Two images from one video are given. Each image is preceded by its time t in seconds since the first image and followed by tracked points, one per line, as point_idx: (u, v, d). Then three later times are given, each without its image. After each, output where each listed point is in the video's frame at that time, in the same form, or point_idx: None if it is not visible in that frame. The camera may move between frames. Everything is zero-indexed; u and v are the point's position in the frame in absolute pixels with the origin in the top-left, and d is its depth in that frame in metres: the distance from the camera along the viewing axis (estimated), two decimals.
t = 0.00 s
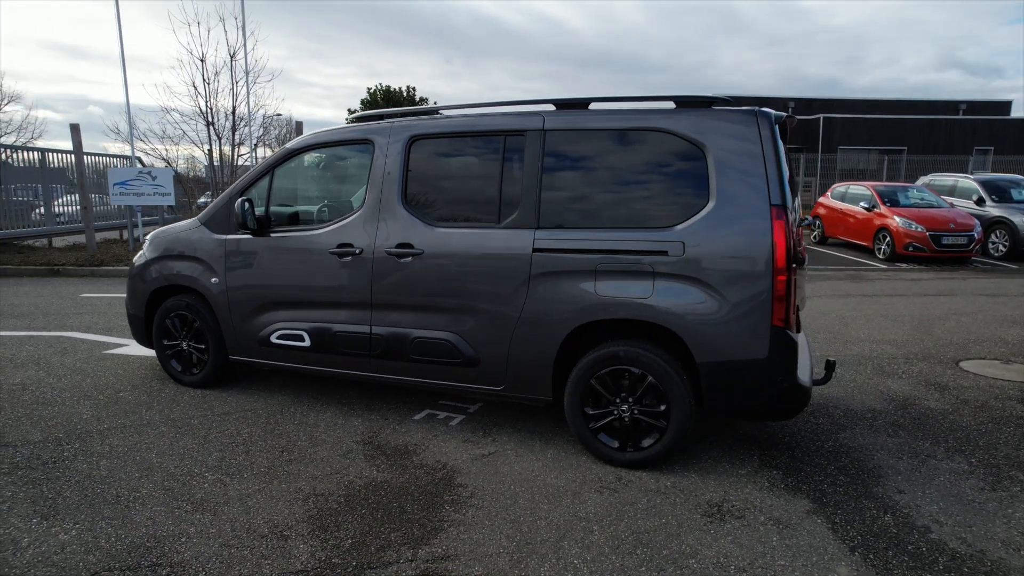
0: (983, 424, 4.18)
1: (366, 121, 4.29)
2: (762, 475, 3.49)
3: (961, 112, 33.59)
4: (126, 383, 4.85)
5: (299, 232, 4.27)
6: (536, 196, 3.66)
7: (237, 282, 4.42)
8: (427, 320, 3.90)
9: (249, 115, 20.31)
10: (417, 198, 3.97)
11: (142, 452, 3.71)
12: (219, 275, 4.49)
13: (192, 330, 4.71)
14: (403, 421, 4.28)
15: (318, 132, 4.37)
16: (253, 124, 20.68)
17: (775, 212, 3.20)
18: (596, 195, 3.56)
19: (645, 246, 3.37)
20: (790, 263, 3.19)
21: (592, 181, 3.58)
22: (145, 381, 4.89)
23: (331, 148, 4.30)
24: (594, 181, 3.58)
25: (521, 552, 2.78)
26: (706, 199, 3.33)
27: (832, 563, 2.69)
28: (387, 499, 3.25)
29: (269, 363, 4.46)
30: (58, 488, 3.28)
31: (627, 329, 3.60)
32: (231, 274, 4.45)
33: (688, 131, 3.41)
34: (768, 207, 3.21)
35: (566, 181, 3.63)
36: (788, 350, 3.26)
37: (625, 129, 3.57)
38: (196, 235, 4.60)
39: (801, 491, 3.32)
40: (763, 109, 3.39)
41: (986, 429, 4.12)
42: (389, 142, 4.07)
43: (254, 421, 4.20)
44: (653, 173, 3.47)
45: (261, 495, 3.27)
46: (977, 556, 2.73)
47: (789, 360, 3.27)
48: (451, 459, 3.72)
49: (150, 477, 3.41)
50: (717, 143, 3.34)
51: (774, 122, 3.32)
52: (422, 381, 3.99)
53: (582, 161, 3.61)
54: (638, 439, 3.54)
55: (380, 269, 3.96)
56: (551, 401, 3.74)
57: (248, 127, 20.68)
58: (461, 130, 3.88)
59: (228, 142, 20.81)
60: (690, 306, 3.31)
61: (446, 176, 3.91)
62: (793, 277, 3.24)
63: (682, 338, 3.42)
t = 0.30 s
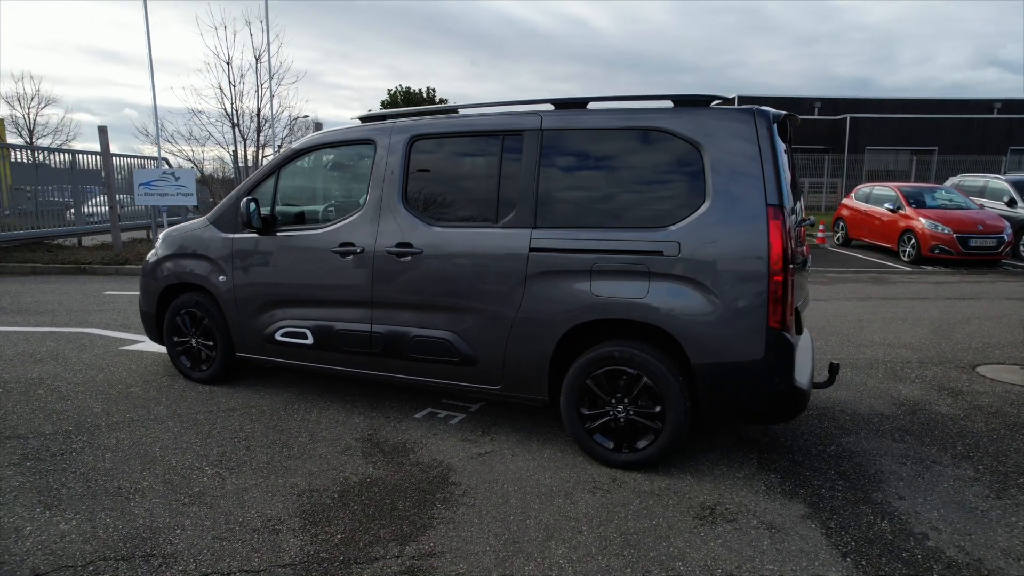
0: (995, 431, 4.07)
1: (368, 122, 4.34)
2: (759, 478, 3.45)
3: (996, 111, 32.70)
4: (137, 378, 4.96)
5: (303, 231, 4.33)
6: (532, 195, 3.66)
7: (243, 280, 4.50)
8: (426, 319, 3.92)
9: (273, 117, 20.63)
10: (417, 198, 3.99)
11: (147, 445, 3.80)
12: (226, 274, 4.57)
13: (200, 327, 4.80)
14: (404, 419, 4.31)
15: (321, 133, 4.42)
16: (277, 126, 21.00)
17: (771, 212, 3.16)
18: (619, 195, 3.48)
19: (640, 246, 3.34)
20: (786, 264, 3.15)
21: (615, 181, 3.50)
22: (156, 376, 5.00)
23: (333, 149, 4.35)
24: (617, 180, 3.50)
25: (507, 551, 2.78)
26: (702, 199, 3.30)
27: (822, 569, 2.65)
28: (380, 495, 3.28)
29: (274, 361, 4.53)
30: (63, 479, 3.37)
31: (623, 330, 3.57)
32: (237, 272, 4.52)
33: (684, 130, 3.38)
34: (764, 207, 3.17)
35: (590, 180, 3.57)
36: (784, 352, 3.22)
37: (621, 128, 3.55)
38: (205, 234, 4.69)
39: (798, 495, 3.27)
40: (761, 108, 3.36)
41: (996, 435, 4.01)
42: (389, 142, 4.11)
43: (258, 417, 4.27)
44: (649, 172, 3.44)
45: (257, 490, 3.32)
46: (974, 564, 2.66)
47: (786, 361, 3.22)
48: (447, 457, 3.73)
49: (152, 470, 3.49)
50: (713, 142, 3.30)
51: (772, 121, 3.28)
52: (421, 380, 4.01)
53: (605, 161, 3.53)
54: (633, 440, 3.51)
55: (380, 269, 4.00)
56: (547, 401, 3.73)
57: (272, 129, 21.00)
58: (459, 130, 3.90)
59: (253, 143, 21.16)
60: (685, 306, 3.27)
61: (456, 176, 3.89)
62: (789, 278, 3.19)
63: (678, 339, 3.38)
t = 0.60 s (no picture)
0: (1001, 436, 3.97)
1: (367, 123, 4.37)
2: (752, 481, 3.41)
3: None
4: (145, 375, 5.06)
5: (303, 231, 4.39)
6: (526, 196, 3.67)
7: (246, 279, 4.57)
8: (421, 319, 3.95)
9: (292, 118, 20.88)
10: (413, 198, 4.02)
11: (147, 441, 3.87)
12: (229, 273, 4.65)
13: (205, 325, 4.88)
14: (401, 418, 4.34)
15: (322, 134, 4.46)
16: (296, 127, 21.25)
17: (764, 212, 3.12)
18: (617, 195, 3.47)
19: (632, 247, 3.33)
20: (778, 264, 3.12)
21: (624, 181, 3.46)
22: (163, 373, 5.10)
23: (332, 149, 4.39)
24: (634, 180, 3.44)
25: (490, 550, 2.79)
26: (694, 199, 3.28)
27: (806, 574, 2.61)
28: (370, 493, 3.31)
29: (275, 359, 4.58)
30: (64, 472, 3.45)
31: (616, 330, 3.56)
32: (240, 271, 4.59)
33: (677, 130, 3.36)
34: (756, 207, 3.14)
35: (591, 180, 3.55)
36: (776, 354, 3.18)
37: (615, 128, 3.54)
38: (209, 234, 4.77)
39: (790, 499, 3.22)
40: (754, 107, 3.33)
41: (1002, 441, 3.92)
42: (387, 143, 4.14)
43: (258, 414, 4.33)
44: (642, 172, 3.43)
45: (250, 486, 3.37)
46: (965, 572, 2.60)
47: (777, 363, 3.19)
48: (440, 456, 3.75)
49: (150, 465, 3.56)
50: (706, 142, 3.28)
51: (766, 120, 3.25)
52: (417, 379, 4.04)
53: (606, 161, 3.51)
54: (625, 441, 3.49)
55: (377, 268, 4.03)
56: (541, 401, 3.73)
57: (291, 130, 21.26)
58: (455, 131, 3.92)
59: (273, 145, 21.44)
60: (676, 307, 3.25)
61: (452, 176, 3.91)
62: (782, 279, 3.16)
63: (669, 340, 3.36)
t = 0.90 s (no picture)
0: (1007, 443, 3.87)
1: (366, 123, 4.41)
2: (744, 485, 3.37)
3: None
4: (153, 371, 5.16)
5: (303, 230, 4.44)
6: (519, 196, 3.67)
7: (248, 278, 4.63)
8: (416, 318, 3.97)
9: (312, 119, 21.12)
10: (409, 198, 4.05)
11: (148, 435, 3.95)
12: (232, 272, 4.72)
13: (210, 323, 4.96)
14: (398, 416, 4.36)
15: (322, 134, 4.51)
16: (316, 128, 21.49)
17: (754, 212, 3.09)
18: (607, 194, 3.45)
19: (622, 247, 3.31)
20: (769, 265, 3.08)
21: (616, 181, 3.44)
22: (170, 370, 5.19)
23: (332, 150, 4.43)
24: (625, 180, 3.42)
25: (472, 549, 2.79)
26: (685, 199, 3.25)
27: None
28: (359, 490, 3.33)
29: (276, 356, 4.64)
30: (65, 465, 3.54)
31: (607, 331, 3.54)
32: (243, 270, 4.66)
33: (668, 129, 3.33)
34: (747, 207, 3.10)
35: (582, 180, 3.53)
36: (767, 355, 3.14)
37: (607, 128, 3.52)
38: (214, 233, 4.85)
39: (781, 503, 3.18)
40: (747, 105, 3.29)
41: (1008, 447, 3.81)
42: (384, 143, 4.17)
43: (258, 411, 4.39)
44: (633, 172, 3.41)
45: (244, 481, 3.42)
46: None
47: (768, 365, 3.15)
48: (433, 454, 3.77)
49: (148, 459, 3.63)
50: (697, 141, 3.25)
51: (758, 119, 3.21)
52: (412, 377, 4.06)
53: (598, 161, 3.50)
54: (616, 442, 3.47)
55: (373, 267, 4.06)
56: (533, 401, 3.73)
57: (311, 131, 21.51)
58: (451, 131, 3.93)
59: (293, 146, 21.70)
60: (666, 308, 3.23)
61: (447, 176, 3.93)
62: (773, 280, 3.12)
63: (659, 342, 3.33)
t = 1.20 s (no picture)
0: (1016, 449, 3.76)
1: (367, 122, 4.43)
2: (738, 488, 3.32)
3: None
4: (162, 367, 5.26)
5: (305, 229, 4.48)
6: (514, 195, 3.67)
7: (252, 276, 4.70)
8: (413, 317, 3.98)
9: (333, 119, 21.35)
10: (407, 197, 4.07)
11: (151, 430, 4.03)
12: (237, 270, 4.79)
13: (217, 320, 5.05)
14: (397, 414, 4.39)
15: (323, 133, 4.54)
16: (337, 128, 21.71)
17: (747, 212, 3.05)
18: (600, 194, 3.43)
19: (615, 246, 3.29)
20: (761, 266, 3.04)
21: (609, 180, 3.42)
22: (179, 366, 5.29)
23: (334, 149, 4.46)
24: (619, 180, 3.40)
25: (456, 547, 2.79)
26: (678, 198, 3.22)
27: None
28: (351, 487, 3.36)
29: (279, 354, 4.70)
30: (68, 458, 3.62)
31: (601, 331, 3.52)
32: (247, 268, 4.73)
33: (662, 128, 3.31)
34: (740, 206, 3.06)
35: (576, 179, 3.52)
36: (760, 357, 3.09)
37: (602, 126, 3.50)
38: (220, 232, 4.92)
39: (774, 508, 3.13)
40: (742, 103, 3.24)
41: (1017, 454, 3.70)
42: (383, 142, 4.20)
43: (260, 407, 4.45)
44: (627, 171, 3.38)
45: (239, 476, 3.46)
46: None
47: (761, 366, 3.10)
48: (427, 452, 3.78)
49: (149, 453, 3.70)
50: (691, 140, 3.22)
51: (753, 117, 3.17)
52: (409, 376, 4.08)
53: (592, 160, 3.48)
54: (609, 443, 3.45)
55: (371, 266, 4.09)
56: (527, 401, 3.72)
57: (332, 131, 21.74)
58: (448, 130, 3.94)
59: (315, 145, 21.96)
60: (657, 308, 3.20)
61: (444, 175, 3.94)
62: (766, 281, 3.07)
63: (651, 343, 3.30)
